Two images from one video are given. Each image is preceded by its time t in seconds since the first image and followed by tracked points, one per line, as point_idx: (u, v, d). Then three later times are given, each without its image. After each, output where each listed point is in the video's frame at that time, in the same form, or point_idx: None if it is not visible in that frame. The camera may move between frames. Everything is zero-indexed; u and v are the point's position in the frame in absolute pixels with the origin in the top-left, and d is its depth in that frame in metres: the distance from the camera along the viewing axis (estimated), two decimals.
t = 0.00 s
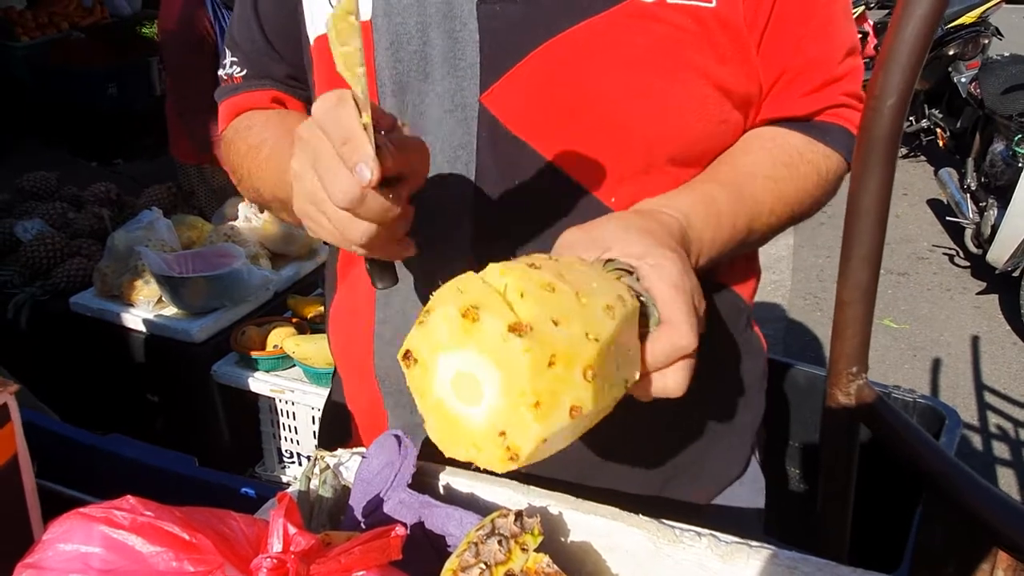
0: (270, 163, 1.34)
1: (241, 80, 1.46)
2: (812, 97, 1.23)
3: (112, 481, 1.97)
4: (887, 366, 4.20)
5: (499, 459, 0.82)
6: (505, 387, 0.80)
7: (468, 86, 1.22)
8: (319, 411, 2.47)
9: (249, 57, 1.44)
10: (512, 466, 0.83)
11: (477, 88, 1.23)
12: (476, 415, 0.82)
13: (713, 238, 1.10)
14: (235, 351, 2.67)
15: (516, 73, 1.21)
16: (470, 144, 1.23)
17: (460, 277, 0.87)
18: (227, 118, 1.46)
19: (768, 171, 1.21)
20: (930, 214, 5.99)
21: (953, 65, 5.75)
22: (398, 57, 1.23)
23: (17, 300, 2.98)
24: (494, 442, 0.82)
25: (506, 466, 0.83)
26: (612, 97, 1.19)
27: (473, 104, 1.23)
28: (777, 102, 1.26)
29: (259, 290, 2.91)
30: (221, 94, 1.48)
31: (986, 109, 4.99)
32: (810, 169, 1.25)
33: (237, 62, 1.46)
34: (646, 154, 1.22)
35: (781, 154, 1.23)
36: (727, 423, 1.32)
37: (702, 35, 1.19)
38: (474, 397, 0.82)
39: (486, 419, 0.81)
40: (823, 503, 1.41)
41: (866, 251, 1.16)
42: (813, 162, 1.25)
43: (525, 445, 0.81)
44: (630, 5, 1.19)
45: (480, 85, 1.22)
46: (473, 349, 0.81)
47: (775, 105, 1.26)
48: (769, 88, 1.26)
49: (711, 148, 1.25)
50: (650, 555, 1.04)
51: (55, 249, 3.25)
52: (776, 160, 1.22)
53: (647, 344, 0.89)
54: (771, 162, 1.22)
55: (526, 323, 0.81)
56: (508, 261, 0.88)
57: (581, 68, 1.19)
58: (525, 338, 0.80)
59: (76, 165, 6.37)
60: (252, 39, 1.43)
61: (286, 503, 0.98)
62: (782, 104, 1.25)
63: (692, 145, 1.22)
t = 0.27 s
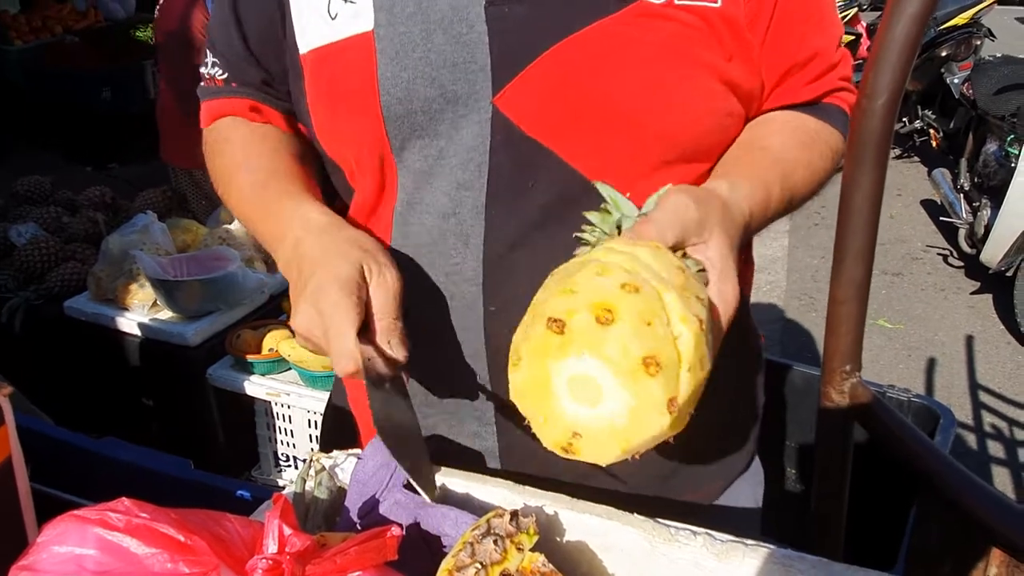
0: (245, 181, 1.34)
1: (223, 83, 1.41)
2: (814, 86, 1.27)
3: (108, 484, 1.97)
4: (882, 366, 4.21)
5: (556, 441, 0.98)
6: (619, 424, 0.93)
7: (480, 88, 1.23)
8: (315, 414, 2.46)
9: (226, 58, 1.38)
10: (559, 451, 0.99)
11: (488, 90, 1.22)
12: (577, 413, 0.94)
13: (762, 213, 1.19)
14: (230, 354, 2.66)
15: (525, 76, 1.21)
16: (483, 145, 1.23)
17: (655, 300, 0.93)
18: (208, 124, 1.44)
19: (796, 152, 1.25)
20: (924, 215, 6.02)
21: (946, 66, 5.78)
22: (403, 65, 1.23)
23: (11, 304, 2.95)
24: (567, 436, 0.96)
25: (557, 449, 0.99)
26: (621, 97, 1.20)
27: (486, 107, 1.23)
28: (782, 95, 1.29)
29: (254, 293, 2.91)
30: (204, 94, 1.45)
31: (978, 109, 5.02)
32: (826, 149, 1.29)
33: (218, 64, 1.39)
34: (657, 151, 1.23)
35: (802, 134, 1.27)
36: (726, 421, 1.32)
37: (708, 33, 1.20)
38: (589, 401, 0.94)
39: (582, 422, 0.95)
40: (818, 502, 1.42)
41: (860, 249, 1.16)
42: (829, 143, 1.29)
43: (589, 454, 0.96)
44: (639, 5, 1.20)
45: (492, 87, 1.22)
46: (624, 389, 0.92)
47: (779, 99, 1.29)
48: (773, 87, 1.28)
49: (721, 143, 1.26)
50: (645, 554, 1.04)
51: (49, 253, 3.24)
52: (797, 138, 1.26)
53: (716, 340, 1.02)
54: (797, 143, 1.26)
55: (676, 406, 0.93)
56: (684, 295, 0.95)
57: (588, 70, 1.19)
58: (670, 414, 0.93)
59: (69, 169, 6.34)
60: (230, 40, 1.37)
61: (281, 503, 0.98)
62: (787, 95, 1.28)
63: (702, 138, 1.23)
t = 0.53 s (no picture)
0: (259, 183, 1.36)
1: (223, 90, 1.47)
2: (815, 86, 1.29)
3: (112, 488, 1.98)
4: (883, 369, 4.22)
5: (517, 378, 0.96)
6: (580, 391, 0.92)
7: (484, 97, 1.24)
8: (318, 419, 2.49)
9: (229, 70, 1.44)
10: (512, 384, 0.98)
11: (492, 98, 1.24)
12: (549, 365, 0.92)
13: (766, 217, 1.20)
14: (232, 359, 2.68)
15: (530, 83, 1.22)
16: (488, 152, 1.25)
17: (664, 304, 0.92)
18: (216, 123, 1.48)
19: (804, 156, 1.26)
20: (925, 218, 6.02)
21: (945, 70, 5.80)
22: (406, 75, 1.25)
23: (14, 310, 2.95)
24: (527, 377, 0.95)
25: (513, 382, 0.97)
26: (623, 104, 1.21)
27: (490, 116, 1.24)
28: (784, 98, 1.31)
29: (256, 298, 2.92)
30: (206, 99, 1.50)
31: (978, 113, 5.03)
32: (828, 150, 1.31)
33: (218, 71, 1.46)
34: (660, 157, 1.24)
35: (805, 133, 1.28)
36: (724, 423, 1.33)
37: (706, 39, 1.21)
38: (564, 359, 0.92)
39: (550, 376, 0.93)
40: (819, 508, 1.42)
41: (857, 252, 1.17)
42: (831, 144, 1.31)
43: (540, 402, 0.95)
44: (638, 14, 1.21)
45: (494, 96, 1.24)
46: (601, 368, 0.91)
47: (781, 100, 1.31)
48: (773, 93, 1.31)
49: (721, 146, 1.28)
50: (646, 557, 1.05)
51: (52, 259, 3.26)
52: (800, 138, 1.28)
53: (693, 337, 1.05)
54: (801, 144, 1.27)
55: (636, 401, 0.93)
56: (681, 312, 0.95)
57: (592, 76, 1.21)
58: (629, 405, 0.92)
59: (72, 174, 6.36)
60: (232, 52, 1.42)
61: (285, 507, 0.99)
62: (788, 96, 1.30)
63: (700, 141, 1.25)
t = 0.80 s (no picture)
0: (259, 189, 1.36)
1: (226, 100, 1.46)
2: (806, 92, 1.30)
3: (104, 494, 1.97)
4: (877, 372, 4.23)
5: (512, 382, 0.96)
6: (572, 375, 0.92)
7: (475, 102, 1.24)
8: (312, 424, 2.50)
9: (232, 82, 1.44)
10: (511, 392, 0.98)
11: (483, 104, 1.24)
12: (536, 357, 0.93)
13: (751, 219, 1.21)
14: (226, 364, 2.67)
15: (522, 87, 1.22)
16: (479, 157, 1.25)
17: (633, 265, 0.92)
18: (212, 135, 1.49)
19: (789, 160, 1.27)
20: (918, 222, 6.05)
21: (937, 74, 5.83)
22: (398, 82, 1.26)
23: (7, 316, 2.92)
24: (520, 376, 0.95)
25: (510, 390, 0.98)
26: (614, 109, 1.21)
27: (481, 121, 1.24)
28: (773, 105, 1.31)
29: (249, 303, 2.92)
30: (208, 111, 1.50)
31: (970, 116, 5.06)
32: (817, 154, 1.32)
33: (221, 83, 1.45)
34: (650, 162, 1.25)
35: (793, 141, 1.29)
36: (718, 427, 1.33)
37: (695, 45, 1.22)
38: (549, 347, 0.93)
39: (541, 367, 0.93)
40: (812, 513, 1.42)
41: (846, 256, 1.18)
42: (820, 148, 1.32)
43: (538, 400, 0.95)
44: (627, 20, 1.22)
45: (485, 102, 1.24)
46: (584, 343, 0.91)
47: (771, 105, 1.32)
48: (764, 99, 1.32)
49: (711, 151, 1.29)
50: (637, 561, 1.05)
51: (45, 265, 3.25)
52: (790, 146, 1.29)
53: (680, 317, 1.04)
54: (789, 151, 1.28)
55: (630, 367, 0.92)
56: (656, 270, 0.95)
57: (583, 81, 1.21)
58: (622, 374, 0.92)
59: (66, 179, 6.34)
60: (233, 64, 1.43)
61: (276, 512, 0.99)
62: (778, 101, 1.31)
63: (689, 147, 1.25)
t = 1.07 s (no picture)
0: (256, 181, 1.36)
1: (224, 94, 1.47)
2: (807, 92, 1.30)
3: (101, 492, 1.97)
4: (874, 371, 4.24)
5: (521, 391, 0.95)
6: (578, 372, 0.91)
7: (474, 99, 1.24)
8: (310, 422, 2.50)
9: (231, 75, 1.44)
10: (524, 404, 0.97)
11: (482, 101, 1.24)
12: (539, 360, 0.92)
13: (751, 219, 1.20)
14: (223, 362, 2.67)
15: (522, 83, 1.22)
16: (478, 154, 1.25)
17: (621, 253, 0.91)
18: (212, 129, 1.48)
19: (788, 159, 1.27)
20: (915, 221, 6.06)
21: (935, 74, 5.84)
22: (399, 79, 1.26)
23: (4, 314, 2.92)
24: (528, 383, 0.93)
25: (521, 401, 0.96)
26: (614, 105, 1.21)
27: (479, 116, 1.24)
28: (773, 103, 1.31)
29: (247, 301, 2.91)
30: (206, 105, 1.50)
31: (967, 116, 5.07)
32: (818, 155, 1.32)
33: (219, 76, 1.46)
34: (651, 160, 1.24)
35: (794, 143, 1.29)
36: (716, 426, 1.33)
37: (696, 43, 1.22)
38: (551, 348, 0.91)
39: (545, 370, 0.92)
40: (809, 514, 1.42)
41: (844, 255, 1.17)
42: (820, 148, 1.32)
43: (549, 406, 0.94)
44: (628, 17, 1.21)
45: (484, 98, 1.24)
46: (583, 335, 0.89)
47: (771, 104, 1.32)
48: (765, 98, 1.31)
49: (711, 150, 1.28)
50: (634, 559, 1.05)
51: (42, 262, 3.24)
52: (790, 149, 1.28)
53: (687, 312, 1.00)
54: (788, 153, 1.28)
55: (635, 354, 0.90)
56: (648, 256, 0.93)
57: (583, 77, 1.21)
58: (627, 363, 0.90)
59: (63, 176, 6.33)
60: (233, 62, 1.43)
61: (273, 509, 0.99)
62: (780, 101, 1.31)
63: (690, 145, 1.25)
